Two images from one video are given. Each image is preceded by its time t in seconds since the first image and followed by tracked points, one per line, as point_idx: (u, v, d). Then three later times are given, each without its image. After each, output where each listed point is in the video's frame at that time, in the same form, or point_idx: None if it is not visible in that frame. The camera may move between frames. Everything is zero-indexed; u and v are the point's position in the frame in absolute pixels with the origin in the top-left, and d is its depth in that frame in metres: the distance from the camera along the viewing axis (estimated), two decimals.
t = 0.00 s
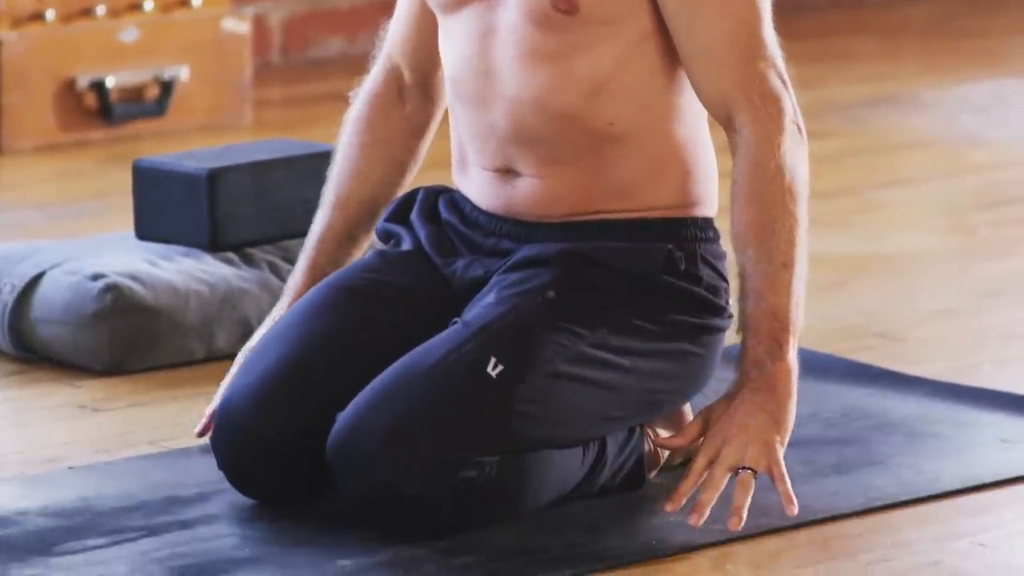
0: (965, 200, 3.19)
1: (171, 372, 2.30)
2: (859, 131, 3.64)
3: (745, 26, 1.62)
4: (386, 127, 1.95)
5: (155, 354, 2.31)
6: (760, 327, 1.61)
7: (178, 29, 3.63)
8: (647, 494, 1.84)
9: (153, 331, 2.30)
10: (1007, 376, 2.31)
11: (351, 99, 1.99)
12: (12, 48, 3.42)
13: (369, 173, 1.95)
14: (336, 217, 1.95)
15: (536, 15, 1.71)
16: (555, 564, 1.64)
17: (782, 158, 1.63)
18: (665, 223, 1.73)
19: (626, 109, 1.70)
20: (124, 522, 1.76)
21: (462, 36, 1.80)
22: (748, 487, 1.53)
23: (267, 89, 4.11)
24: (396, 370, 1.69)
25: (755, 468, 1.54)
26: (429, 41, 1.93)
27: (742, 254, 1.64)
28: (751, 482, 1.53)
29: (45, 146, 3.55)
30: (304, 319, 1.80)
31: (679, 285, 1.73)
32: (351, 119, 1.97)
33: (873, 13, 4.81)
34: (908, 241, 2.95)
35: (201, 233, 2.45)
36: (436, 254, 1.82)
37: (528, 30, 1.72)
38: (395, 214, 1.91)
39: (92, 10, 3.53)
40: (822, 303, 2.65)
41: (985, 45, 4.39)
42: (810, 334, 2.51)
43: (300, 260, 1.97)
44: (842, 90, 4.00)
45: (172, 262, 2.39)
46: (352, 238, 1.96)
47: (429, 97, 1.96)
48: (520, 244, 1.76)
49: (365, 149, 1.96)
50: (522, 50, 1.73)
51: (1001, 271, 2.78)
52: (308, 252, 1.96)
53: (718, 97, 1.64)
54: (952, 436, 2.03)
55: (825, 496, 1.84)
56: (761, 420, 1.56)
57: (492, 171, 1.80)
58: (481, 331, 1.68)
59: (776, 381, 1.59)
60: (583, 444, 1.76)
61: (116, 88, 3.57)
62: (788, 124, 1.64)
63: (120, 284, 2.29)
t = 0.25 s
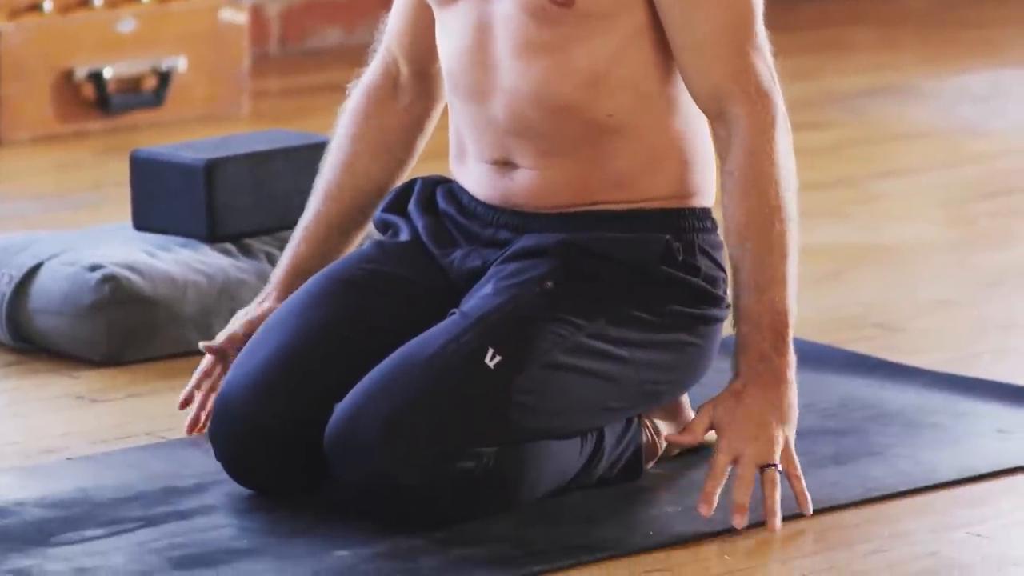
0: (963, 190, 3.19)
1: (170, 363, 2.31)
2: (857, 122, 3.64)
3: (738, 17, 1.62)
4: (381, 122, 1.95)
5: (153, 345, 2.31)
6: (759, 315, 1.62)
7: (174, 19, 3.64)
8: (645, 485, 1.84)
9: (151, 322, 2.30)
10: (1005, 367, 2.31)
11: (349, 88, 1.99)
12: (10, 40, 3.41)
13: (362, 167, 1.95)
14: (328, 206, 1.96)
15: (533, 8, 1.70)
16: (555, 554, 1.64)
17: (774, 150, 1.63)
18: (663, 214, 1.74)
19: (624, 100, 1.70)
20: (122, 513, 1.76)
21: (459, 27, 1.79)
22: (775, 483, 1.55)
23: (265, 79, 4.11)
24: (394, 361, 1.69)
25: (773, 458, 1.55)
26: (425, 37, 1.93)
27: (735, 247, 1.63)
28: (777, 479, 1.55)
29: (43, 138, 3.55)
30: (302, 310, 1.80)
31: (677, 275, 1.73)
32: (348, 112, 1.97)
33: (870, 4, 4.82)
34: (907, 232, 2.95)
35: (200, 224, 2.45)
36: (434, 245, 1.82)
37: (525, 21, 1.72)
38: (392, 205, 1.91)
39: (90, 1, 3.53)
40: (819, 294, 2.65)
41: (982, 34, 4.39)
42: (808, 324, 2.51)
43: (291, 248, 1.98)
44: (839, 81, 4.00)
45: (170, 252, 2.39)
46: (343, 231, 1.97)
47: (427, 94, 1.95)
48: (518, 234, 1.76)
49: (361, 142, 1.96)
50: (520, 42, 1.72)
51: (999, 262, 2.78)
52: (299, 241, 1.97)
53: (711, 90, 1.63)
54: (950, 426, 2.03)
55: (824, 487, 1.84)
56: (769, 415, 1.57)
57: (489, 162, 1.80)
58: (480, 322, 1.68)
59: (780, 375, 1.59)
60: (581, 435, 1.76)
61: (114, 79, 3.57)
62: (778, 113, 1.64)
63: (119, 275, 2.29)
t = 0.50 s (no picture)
0: (960, 186, 3.19)
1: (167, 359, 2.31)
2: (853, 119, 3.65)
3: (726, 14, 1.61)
4: (372, 118, 1.95)
5: (149, 341, 2.31)
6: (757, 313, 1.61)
7: (171, 14, 3.63)
8: (642, 480, 1.84)
9: (148, 318, 2.30)
10: (1002, 362, 2.31)
11: (344, 83, 1.99)
12: (6, 36, 3.40)
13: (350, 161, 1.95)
14: (313, 202, 1.95)
15: (527, 5, 1.69)
16: (551, 551, 1.64)
17: (767, 145, 1.62)
18: (659, 208, 1.74)
19: (619, 96, 1.70)
20: (118, 508, 1.76)
21: (453, 24, 1.78)
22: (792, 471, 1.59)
23: (261, 76, 4.11)
24: (387, 358, 1.69)
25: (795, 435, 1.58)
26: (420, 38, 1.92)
27: (732, 250, 1.62)
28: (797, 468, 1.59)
29: (39, 134, 3.56)
30: (296, 305, 1.80)
31: (672, 270, 1.74)
32: (340, 107, 1.97)
33: None
34: (903, 228, 2.95)
35: (197, 220, 2.44)
36: (430, 241, 1.82)
37: (518, 19, 1.71)
38: (388, 200, 1.92)
39: None
40: (816, 289, 2.65)
41: (978, 30, 4.40)
42: (804, 320, 2.51)
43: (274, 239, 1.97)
44: (836, 76, 4.00)
45: (166, 248, 2.39)
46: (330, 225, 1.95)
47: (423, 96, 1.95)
48: (514, 230, 1.76)
49: (351, 139, 1.95)
50: (513, 39, 1.72)
51: (996, 257, 2.78)
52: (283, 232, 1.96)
53: (703, 89, 1.63)
54: (947, 422, 2.03)
55: (821, 482, 1.84)
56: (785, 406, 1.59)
57: (485, 159, 1.80)
58: (476, 317, 1.68)
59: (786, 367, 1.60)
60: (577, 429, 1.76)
61: (110, 74, 3.57)
62: (769, 106, 1.63)
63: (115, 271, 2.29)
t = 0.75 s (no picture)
0: (952, 192, 3.19)
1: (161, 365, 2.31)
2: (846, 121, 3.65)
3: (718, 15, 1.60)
4: (346, 118, 1.89)
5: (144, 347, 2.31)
6: (794, 322, 1.58)
7: (165, 21, 3.66)
8: (634, 486, 1.85)
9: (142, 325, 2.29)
10: (994, 368, 2.31)
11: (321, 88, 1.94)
12: None
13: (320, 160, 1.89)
14: (280, 198, 1.88)
15: (520, 11, 1.69)
16: (546, 554, 1.64)
17: (782, 146, 1.61)
18: (652, 215, 1.74)
19: (611, 102, 1.70)
20: (112, 515, 1.76)
21: (443, 29, 1.78)
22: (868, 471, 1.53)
23: (253, 81, 4.11)
24: (380, 365, 1.69)
25: (864, 448, 1.50)
26: (404, 31, 1.87)
27: (764, 261, 1.60)
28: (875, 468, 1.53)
29: (31, 139, 3.55)
30: (289, 311, 1.80)
31: (665, 276, 1.74)
32: (315, 109, 1.91)
33: (858, 7, 4.83)
34: (895, 233, 2.96)
35: (189, 225, 2.44)
36: (422, 247, 1.82)
37: (508, 27, 1.71)
38: (380, 206, 1.92)
39: (79, 3, 3.53)
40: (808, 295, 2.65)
41: (969, 36, 4.41)
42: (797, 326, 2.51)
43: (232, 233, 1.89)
44: (828, 82, 4.01)
45: (159, 254, 2.39)
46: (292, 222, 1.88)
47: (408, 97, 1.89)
48: (506, 236, 1.77)
49: (334, 140, 1.89)
50: (505, 46, 1.71)
51: (988, 263, 2.79)
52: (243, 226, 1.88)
53: (713, 98, 1.61)
54: (940, 428, 2.03)
55: (813, 488, 1.84)
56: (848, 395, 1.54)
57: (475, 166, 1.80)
58: (469, 323, 1.68)
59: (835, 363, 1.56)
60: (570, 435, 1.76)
61: (103, 81, 3.58)
62: (778, 108, 1.62)
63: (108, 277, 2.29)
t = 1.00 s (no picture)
0: (944, 219, 3.20)
1: (152, 393, 2.30)
2: (837, 148, 3.66)
3: (720, 24, 1.58)
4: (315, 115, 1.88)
5: (134, 375, 2.30)
6: (851, 320, 1.50)
7: (156, 49, 3.67)
8: (625, 514, 1.85)
9: (132, 353, 2.29)
10: (984, 397, 2.31)
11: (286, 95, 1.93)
12: None
13: (286, 151, 1.86)
14: (243, 181, 1.84)
15: (513, 38, 1.70)
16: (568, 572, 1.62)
17: (810, 148, 1.56)
18: (645, 243, 1.75)
19: (603, 131, 1.70)
20: (104, 543, 1.76)
21: (433, 57, 1.78)
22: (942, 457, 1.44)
23: (246, 109, 4.13)
24: (373, 393, 1.69)
25: (951, 435, 1.42)
26: (389, 36, 1.88)
27: (808, 268, 1.53)
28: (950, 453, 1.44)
29: (23, 167, 3.55)
30: (281, 339, 1.80)
31: (657, 304, 1.74)
32: (281, 111, 1.90)
33: (851, 35, 4.85)
34: (885, 261, 2.97)
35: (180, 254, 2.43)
36: (414, 274, 1.82)
37: (501, 57, 1.71)
38: (372, 233, 1.92)
39: (72, 31, 3.57)
40: (800, 322, 2.65)
41: (962, 63, 4.42)
42: (789, 354, 2.51)
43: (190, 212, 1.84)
44: (820, 110, 4.02)
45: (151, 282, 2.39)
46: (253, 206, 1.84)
47: (382, 102, 1.89)
48: (498, 264, 1.77)
49: (304, 132, 1.88)
50: (496, 76, 1.72)
51: (979, 290, 2.79)
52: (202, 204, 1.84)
53: (734, 109, 1.57)
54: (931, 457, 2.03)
55: (803, 516, 1.84)
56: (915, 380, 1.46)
57: (468, 194, 1.80)
58: (460, 351, 1.68)
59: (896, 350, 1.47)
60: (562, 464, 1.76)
61: (94, 108, 3.59)
62: (801, 115, 1.58)
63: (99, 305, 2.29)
